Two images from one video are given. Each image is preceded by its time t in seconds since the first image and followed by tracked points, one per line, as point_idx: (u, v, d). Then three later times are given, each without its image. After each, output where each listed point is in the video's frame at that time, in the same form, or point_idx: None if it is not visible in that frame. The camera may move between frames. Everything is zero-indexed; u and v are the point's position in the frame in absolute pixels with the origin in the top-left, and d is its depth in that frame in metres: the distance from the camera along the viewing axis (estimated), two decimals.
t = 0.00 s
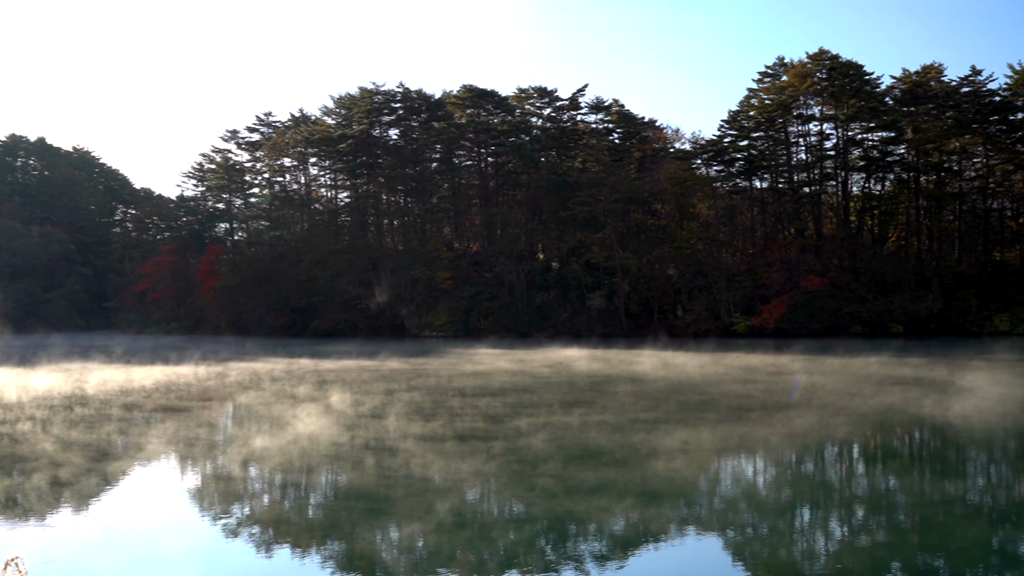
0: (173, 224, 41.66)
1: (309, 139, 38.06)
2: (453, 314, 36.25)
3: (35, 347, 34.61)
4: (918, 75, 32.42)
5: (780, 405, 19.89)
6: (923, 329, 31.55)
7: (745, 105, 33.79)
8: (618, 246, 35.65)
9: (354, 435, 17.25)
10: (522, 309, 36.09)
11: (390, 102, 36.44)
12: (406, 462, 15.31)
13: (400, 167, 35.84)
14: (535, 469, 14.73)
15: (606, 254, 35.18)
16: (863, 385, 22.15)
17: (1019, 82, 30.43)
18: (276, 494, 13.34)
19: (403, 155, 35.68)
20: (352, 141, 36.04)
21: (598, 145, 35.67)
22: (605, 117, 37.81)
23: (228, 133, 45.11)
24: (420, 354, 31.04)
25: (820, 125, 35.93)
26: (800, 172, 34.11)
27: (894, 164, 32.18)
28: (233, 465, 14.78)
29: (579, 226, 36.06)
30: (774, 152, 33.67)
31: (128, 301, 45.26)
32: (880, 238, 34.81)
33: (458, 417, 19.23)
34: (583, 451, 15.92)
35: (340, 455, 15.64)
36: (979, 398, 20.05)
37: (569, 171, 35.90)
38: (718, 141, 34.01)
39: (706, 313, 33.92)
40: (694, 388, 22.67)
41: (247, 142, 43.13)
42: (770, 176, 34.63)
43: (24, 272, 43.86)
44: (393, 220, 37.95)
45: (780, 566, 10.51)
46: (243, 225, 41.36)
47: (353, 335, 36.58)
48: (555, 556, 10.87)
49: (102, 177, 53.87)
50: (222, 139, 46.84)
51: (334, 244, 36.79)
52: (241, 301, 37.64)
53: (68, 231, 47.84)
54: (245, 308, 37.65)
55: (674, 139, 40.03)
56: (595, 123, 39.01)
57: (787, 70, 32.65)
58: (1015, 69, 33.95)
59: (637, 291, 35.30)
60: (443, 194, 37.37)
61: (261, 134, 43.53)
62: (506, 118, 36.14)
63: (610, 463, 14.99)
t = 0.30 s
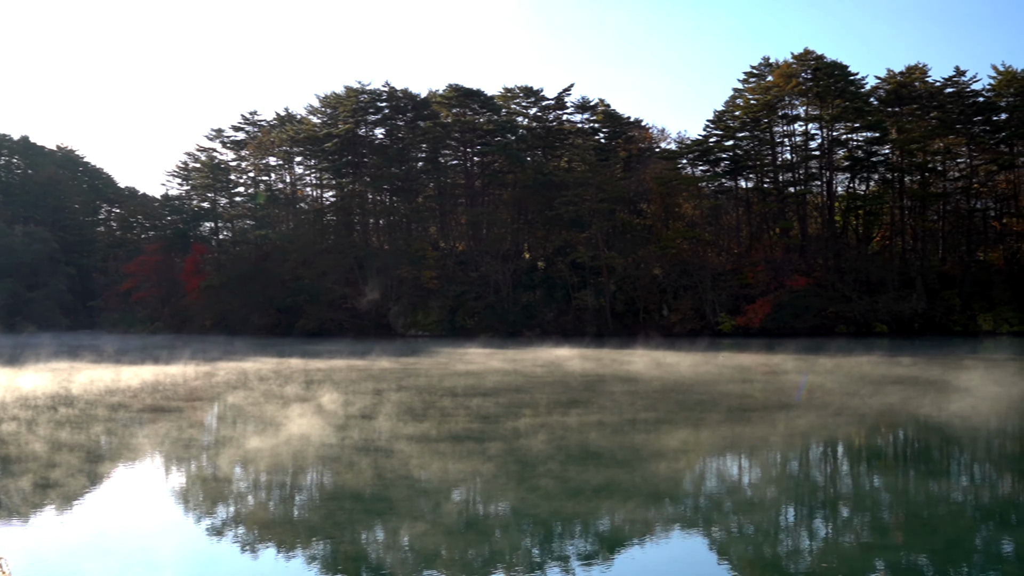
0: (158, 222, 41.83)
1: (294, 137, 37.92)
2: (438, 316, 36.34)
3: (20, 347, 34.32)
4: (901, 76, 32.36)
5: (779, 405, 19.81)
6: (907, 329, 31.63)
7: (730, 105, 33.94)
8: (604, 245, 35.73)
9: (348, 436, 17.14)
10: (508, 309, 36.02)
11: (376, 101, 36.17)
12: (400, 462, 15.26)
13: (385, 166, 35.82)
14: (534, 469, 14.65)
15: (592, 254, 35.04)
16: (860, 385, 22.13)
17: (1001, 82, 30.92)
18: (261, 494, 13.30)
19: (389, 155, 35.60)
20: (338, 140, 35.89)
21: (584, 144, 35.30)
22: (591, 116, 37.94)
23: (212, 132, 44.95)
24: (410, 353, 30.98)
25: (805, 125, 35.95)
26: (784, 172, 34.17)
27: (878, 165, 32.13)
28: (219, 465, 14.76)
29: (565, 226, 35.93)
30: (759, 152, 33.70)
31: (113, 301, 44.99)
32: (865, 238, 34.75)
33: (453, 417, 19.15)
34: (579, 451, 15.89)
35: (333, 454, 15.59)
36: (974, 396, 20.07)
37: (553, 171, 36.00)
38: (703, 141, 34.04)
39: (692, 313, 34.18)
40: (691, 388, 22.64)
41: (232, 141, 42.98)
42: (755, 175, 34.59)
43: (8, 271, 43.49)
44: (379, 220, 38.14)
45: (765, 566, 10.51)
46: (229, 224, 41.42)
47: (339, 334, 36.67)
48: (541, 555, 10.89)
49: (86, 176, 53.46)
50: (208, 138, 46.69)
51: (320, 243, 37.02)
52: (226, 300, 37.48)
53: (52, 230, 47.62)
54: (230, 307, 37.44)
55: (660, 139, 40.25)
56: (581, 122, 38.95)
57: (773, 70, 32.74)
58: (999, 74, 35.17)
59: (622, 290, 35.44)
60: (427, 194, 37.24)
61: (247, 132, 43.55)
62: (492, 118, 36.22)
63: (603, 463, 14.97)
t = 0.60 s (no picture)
0: (143, 221, 41.78)
1: (280, 136, 37.69)
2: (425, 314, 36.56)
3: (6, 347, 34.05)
4: (886, 76, 32.44)
5: (780, 405, 19.79)
6: (892, 328, 31.89)
7: (716, 105, 33.94)
8: (590, 245, 35.74)
9: (342, 437, 17.07)
10: (494, 309, 36.18)
11: (361, 100, 36.01)
12: (394, 462, 15.24)
13: (371, 165, 35.74)
14: (533, 469, 14.64)
15: (578, 253, 35.11)
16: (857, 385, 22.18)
17: (985, 83, 31.00)
18: (247, 493, 13.29)
19: (375, 154, 35.59)
20: (323, 140, 35.55)
21: (570, 143, 35.43)
22: (577, 116, 37.91)
23: (197, 131, 44.68)
24: (401, 353, 30.92)
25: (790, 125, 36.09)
26: (770, 172, 34.18)
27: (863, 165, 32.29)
28: (205, 465, 14.74)
29: (551, 225, 35.84)
30: (745, 152, 33.75)
31: (97, 301, 44.68)
32: (850, 238, 34.95)
33: (450, 418, 19.02)
34: (580, 453, 15.72)
35: (326, 456, 15.50)
36: (973, 396, 20.05)
37: (540, 170, 35.98)
38: (689, 141, 34.08)
39: (678, 313, 34.23)
40: (689, 388, 22.65)
41: (217, 140, 42.76)
42: (741, 175, 34.77)
43: None
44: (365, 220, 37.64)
45: (750, 565, 10.54)
46: (214, 223, 41.42)
47: (324, 334, 36.62)
48: (527, 554, 10.87)
49: (71, 175, 53.00)
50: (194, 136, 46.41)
51: (306, 244, 36.70)
52: (213, 298, 37.65)
53: (36, 230, 46.99)
54: (215, 305, 37.67)
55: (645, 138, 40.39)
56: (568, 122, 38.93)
57: (758, 70, 32.83)
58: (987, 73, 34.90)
59: (609, 289, 35.55)
60: (414, 193, 37.10)
61: (232, 131, 43.35)
62: (478, 118, 36.08)
63: (601, 464, 14.92)
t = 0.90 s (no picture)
0: (129, 220, 41.06)
1: (267, 135, 37.54)
2: (412, 314, 36.42)
3: None
4: (872, 76, 32.59)
5: (780, 405, 19.75)
6: (877, 329, 32.14)
7: (702, 105, 33.92)
8: (577, 244, 35.83)
9: (337, 437, 17.03)
10: (480, 308, 35.98)
11: (348, 99, 35.88)
12: (385, 462, 15.24)
13: (358, 164, 35.41)
14: (534, 470, 14.63)
15: (565, 253, 35.20)
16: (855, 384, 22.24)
17: (970, 83, 31.10)
18: (233, 493, 13.28)
19: (362, 153, 35.29)
20: (310, 138, 35.43)
21: (557, 143, 35.52)
22: (564, 116, 37.84)
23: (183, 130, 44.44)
24: (393, 352, 30.87)
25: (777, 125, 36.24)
26: (756, 172, 34.32)
27: (849, 165, 32.39)
28: (191, 465, 14.71)
29: (538, 225, 36.05)
30: (732, 152, 33.76)
31: (81, 300, 44.41)
32: (836, 238, 35.25)
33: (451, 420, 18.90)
34: (582, 454, 15.61)
35: (322, 457, 15.40)
36: (973, 396, 20.01)
37: (527, 170, 35.88)
38: (676, 140, 34.15)
39: (665, 313, 34.34)
40: (689, 388, 22.64)
41: (203, 138, 42.62)
42: (727, 175, 34.76)
43: None
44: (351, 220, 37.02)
45: (736, 563, 10.56)
46: (201, 222, 40.79)
47: (310, 333, 36.72)
48: (514, 554, 10.87)
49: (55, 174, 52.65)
50: (179, 135, 46.20)
51: (292, 243, 36.86)
52: (198, 296, 37.80)
53: (20, 229, 46.71)
54: (201, 305, 37.70)
55: (632, 138, 40.48)
56: (555, 121, 38.71)
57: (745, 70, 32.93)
58: (971, 74, 34.70)
59: (596, 289, 35.64)
60: (401, 193, 37.00)
61: (219, 130, 43.14)
62: (466, 117, 36.00)
63: (600, 464, 14.90)
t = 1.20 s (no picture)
0: (113, 219, 40.79)
1: (252, 135, 37.47)
2: (398, 313, 36.21)
3: None
4: (857, 77, 32.68)
5: (782, 404, 19.69)
6: (862, 328, 32.12)
7: (688, 105, 33.96)
8: (563, 244, 35.49)
9: (331, 437, 16.97)
10: (467, 307, 35.81)
11: (334, 98, 35.89)
12: (376, 462, 15.20)
13: (344, 164, 35.20)
14: (535, 470, 14.57)
15: (551, 252, 34.88)
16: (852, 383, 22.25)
17: (955, 84, 31.09)
18: (217, 493, 13.25)
19: (348, 152, 35.15)
20: (296, 137, 35.51)
21: (543, 142, 35.05)
22: (550, 116, 37.84)
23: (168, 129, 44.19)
24: (384, 352, 30.82)
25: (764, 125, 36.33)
26: (742, 171, 34.36)
27: (834, 165, 32.48)
28: (176, 464, 14.69)
29: (524, 224, 35.61)
30: (718, 152, 33.96)
31: (65, 298, 44.15)
32: (821, 237, 35.51)
33: (453, 421, 18.78)
34: (584, 455, 15.55)
35: (316, 459, 15.24)
36: (969, 396, 20.04)
37: (513, 169, 35.90)
38: (662, 140, 34.24)
39: (650, 312, 34.52)
40: (689, 388, 22.60)
41: (188, 137, 42.47)
42: (713, 175, 34.95)
43: None
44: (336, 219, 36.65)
45: (721, 563, 10.58)
46: (186, 221, 40.38)
47: (296, 333, 36.70)
48: (500, 554, 10.85)
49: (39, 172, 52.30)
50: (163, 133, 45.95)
51: (278, 241, 36.49)
52: (185, 296, 37.85)
53: (4, 228, 46.37)
54: (187, 305, 37.95)
55: (619, 138, 40.65)
56: (541, 121, 38.58)
57: (730, 70, 32.98)
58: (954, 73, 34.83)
59: (582, 289, 35.59)
60: (387, 192, 36.88)
61: (204, 129, 42.98)
62: (452, 117, 36.06)
63: (601, 464, 14.84)
